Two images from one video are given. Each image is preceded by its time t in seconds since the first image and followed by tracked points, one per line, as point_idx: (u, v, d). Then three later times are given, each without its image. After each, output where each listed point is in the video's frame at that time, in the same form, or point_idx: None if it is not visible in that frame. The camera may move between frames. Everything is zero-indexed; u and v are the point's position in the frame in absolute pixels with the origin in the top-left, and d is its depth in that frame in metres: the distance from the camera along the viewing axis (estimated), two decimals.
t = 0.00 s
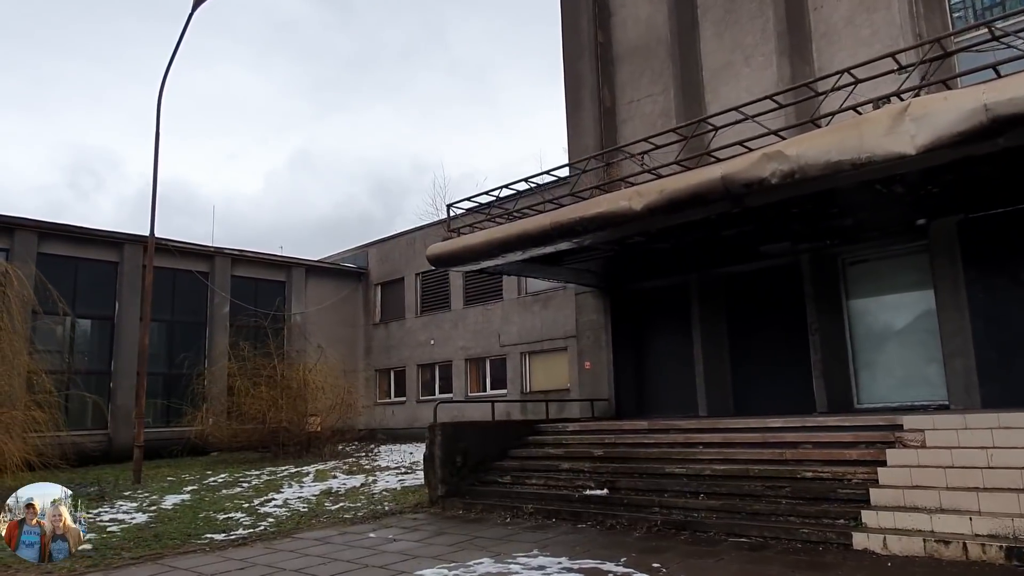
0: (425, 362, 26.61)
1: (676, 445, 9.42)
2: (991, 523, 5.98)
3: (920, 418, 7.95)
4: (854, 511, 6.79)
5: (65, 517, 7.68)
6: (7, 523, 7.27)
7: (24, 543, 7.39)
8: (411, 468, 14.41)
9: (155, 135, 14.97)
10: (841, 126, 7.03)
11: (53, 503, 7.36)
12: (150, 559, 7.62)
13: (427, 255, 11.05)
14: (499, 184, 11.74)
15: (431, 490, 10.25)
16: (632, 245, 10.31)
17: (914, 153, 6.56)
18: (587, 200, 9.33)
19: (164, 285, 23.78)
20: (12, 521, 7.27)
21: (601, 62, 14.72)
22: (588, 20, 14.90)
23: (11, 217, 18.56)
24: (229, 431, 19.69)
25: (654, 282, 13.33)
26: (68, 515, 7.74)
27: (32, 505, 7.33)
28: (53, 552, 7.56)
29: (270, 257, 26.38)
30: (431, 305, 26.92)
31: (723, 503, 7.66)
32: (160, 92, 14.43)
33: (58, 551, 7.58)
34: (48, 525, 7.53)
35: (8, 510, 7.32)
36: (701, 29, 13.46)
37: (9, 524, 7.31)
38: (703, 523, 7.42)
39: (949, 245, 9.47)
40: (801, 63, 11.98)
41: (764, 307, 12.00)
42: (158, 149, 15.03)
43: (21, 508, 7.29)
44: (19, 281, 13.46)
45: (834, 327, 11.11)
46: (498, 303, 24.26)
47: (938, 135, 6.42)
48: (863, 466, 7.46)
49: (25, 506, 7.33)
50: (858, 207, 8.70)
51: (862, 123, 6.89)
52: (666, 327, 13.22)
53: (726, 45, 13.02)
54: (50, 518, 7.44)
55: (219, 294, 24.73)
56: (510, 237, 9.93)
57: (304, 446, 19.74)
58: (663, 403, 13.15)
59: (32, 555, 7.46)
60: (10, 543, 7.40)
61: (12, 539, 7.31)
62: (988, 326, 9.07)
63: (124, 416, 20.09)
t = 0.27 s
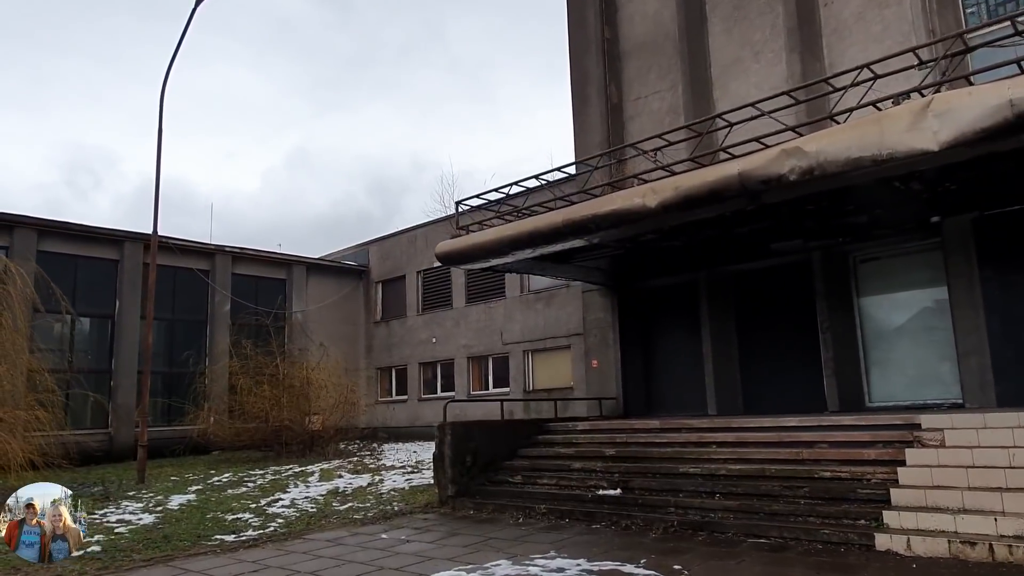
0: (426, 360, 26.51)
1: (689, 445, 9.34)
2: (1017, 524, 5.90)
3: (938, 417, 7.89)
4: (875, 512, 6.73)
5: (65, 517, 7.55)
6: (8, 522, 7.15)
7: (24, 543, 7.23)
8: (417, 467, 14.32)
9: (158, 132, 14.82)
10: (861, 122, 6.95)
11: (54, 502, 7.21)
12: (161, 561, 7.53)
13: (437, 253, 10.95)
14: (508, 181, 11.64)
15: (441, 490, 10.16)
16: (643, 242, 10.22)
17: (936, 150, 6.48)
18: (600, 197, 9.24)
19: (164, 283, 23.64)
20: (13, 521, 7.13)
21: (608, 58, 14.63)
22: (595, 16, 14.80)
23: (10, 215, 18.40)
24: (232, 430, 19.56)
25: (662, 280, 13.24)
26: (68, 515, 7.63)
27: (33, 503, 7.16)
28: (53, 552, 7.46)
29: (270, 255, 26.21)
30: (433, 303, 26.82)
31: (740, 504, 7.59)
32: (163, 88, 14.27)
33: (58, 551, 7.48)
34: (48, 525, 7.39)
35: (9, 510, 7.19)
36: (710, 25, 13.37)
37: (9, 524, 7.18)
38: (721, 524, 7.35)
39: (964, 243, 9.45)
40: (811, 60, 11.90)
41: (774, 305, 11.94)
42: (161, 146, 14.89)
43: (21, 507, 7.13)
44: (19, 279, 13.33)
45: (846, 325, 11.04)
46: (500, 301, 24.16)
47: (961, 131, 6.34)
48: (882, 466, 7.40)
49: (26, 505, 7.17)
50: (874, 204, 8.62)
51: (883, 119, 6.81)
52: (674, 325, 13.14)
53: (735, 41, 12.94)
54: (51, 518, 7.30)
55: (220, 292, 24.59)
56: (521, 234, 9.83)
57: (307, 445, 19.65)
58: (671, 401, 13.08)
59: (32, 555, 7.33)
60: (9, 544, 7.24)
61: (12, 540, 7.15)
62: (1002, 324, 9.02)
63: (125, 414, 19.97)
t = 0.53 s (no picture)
0: (429, 359, 26.40)
1: (702, 444, 9.25)
2: None
3: (956, 416, 7.80)
4: (896, 513, 6.64)
5: (65, 517, 7.37)
6: (7, 523, 6.97)
7: (24, 543, 7.00)
8: (423, 466, 14.21)
9: (161, 128, 14.66)
10: (882, 118, 6.86)
11: (54, 502, 7.05)
12: (170, 561, 7.41)
13: (446, 250, 10.85)
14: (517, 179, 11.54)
15: (450, 489, 10.06)
16: (655, 240, 10.13)
17: (960, 146, 6.39)
18: (613, 194, 9.14)
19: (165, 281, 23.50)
20: (13, 521, 6.93)
21: (616, 55, 14.53)
22: (603, 13, 14.71)
23: (10, 212, 18.25)
24: (234, 429, 19.39)
25: (671, 278, 13.14)
26: (68, 515, 7.45)
27: (32, 503, 7.00)
28: (53, 553, 7.26)
29: (272, 253, 26.07)
30: (435, 302, 26.71)
31: (757, 504, 7.51)
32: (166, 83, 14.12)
33: (58, 551, 7.29)
34: (48, 524, 7.18)
35: (9, 510, 7.01)
36: (719, 22, 13.28)
37: (9, 524, 6.99)
38: (738, 525, 7.26)
39: (980, 241, 9.44)
40: (823, 57, 11.80)
41: (784, 303, 11.84)
42: (165, 141, 14.76)
43: (21, 507, 6.95)
44: (20, 276, 13.19)
45: (858, 324, 10.95)
46: (504, 300, 24.06)
47: (986, 127, 6.25)
48: (900, 466, 7.31)
49: (25, 505, 6.99)
50: (891, 202, 8.53)
51: (905, 115, 6.73)
52: (683, 324, 13.05)
53: (744, 38, 12.86)
54: (51, 518, 7.12)
55: (221, 290, 24.46)
56: (533, 231, 9.73)
57: (310, 444, 19.54)
58: (680, 400, 13.01)
59: (33, 555, 7.13)
60: (9, 544, 7.03)
61: (12, 539, 6.95)
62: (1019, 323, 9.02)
63: (127, 413, 19.84)
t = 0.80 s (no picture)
0: (429, 358, 26.27)
1: (713, 443, 9.15)
2: None
3: (973, 416, 7.71)
4: (916, 513, 6.54)
5: (65, 517, 7.21)
6: (7, 522, 6.80)
7: (24, 543, 6.86)
8: (426, 466, 14.08)
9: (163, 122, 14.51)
10: (902, 112, 6.76)
11: (55, 503, 6.88)
12: (176, 561, 7.29)
13: (453, 247, 10.73)
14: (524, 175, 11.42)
15: (457, 489, 9.94)
16: (665, 238, 10.02)
17: (982, 141, 6.30)
18: (624, 190, 9.03)
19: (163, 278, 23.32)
20: (12, 521, 6.78)
21: (622, 51, 14.42)
22: (609, 9, 14.60)
23: (7, 208, 18.06)
24: (235, 428, 19.23)
25: (677, 277, 13.04)
26: (69, 514, 7.28)
27: (32, 503, 6.83)
28: (53, 552, 7.12)
29: (271, 250, 25.90)
30: (435, 300, 26.57)
31: (772, 504, 7.41)
32: (168, 76, 13.93)
33: (59, 551, 7.14)
34: (48, 525, 7.02)
35: (9, 509, 6.83)
36: (727, 19, 13.18)
37: (8, 524, 6.82)
38: (754, 525, 7.17)
39: (994, 240, 9.47)
40: (833, 54, 11.70)
41: (792, 302, 11.75)
42: (166, 136, 14.60)
43: (21, 507, 6.79)
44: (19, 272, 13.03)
45: (868, 323, 10.86)
46: (505, 299, 23.92)
47: (1010, 122, 6.15)
48: (918, 466, 7.21)
49: (25, 505, 6.83)
50: (906, 199, 8.44)
51: (926, 109, 6.63)
52: (690, 322, 12.95)
53: (753, 35, 12.76)
54: (52, 518, 6.96)
55: (220, 287, 24.28)
56: (542, 228, 9.62)
57: (311, 443, 19.40)
58: (686, 400, 12.92)
59: (32, 555, 6.99)
60: (9, 544, 6.88)
61: (12, 540, 6.80)
62: None
63: (125, 411, 19.67)
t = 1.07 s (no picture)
0: (429, 356, 26.14)
1: (724, 443, 9.05)
2: None
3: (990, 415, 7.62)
4: (936, 514, 6.44)
5: (65, 517, 7.35)
6: (7, 523, 6.92)
7: (25, 543, 7.00)
8: (430, 465, 13.97)
9: (163, 118, 14.34)
10: (923, 107, 6.66)
11: (54, 503, 7.00)
12: (183, 562, 7.17)
13: (460, 244, 10.61)
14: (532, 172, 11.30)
15: (465, 489, 9.82)
16: (675, 236, 9.91)
17: (1006, 137, 6.20)
18: (636, 186, 8.92)
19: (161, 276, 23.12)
20: (13, 521, 6.92)
21: (628, 47, 14.31)
22: (615, 5, 14.48)
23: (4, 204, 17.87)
24: (235, 427, 19.09)
25: (684, 275, 12.93)
26: (68, 515, 7.40)
27: (32, 504, 6.96)
28: (53, 553, 7.20)
29: (269, 248, 25.72)
30: (435, 298, 26.44)
31: (788, 504, 7.31)
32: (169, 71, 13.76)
33: (58, 552, 7.21)
34: (46, 526, 7.14)
35: (8, 509, 6.96)
36: (735, 15, 13.08)
37: (8, 525, 6.94)
38: (770, 526, 7.07)
39: (1008, 236, 9.47)
40: (843, 50, 11.60)
41: (801, 300, 11.67)
42: (166, 132, 14.42)
43: (21, 507, 6.92)
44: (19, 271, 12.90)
45: (878, 321, 10.77)
46: (505, 297, 23.80)
47: None
48: (937, 466, 7.12)
49: (25, 505, 6.95)
50: (922, 195, 8.34)
51: (947, 104, 6.53)
52: (698, 320, 12.86)
53: (761, 31, 12.66)
54: (51, 518, 7.08)
55: (218, 285, 24.10)
56: (552, 225, 9.51)
57: (311, 442, 19.25)
58: (694, 398, 12.84)
59: (33, 555, 7.09)
60: (9, 544, 7.01)
61: (13, 539, 6.93)
62: None
63: (124, 409, 19.50)
